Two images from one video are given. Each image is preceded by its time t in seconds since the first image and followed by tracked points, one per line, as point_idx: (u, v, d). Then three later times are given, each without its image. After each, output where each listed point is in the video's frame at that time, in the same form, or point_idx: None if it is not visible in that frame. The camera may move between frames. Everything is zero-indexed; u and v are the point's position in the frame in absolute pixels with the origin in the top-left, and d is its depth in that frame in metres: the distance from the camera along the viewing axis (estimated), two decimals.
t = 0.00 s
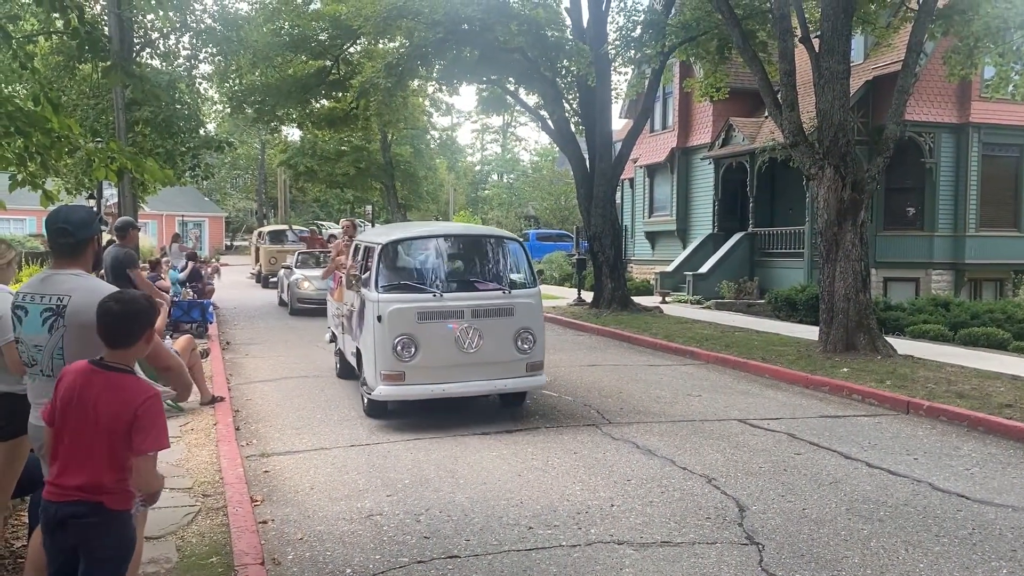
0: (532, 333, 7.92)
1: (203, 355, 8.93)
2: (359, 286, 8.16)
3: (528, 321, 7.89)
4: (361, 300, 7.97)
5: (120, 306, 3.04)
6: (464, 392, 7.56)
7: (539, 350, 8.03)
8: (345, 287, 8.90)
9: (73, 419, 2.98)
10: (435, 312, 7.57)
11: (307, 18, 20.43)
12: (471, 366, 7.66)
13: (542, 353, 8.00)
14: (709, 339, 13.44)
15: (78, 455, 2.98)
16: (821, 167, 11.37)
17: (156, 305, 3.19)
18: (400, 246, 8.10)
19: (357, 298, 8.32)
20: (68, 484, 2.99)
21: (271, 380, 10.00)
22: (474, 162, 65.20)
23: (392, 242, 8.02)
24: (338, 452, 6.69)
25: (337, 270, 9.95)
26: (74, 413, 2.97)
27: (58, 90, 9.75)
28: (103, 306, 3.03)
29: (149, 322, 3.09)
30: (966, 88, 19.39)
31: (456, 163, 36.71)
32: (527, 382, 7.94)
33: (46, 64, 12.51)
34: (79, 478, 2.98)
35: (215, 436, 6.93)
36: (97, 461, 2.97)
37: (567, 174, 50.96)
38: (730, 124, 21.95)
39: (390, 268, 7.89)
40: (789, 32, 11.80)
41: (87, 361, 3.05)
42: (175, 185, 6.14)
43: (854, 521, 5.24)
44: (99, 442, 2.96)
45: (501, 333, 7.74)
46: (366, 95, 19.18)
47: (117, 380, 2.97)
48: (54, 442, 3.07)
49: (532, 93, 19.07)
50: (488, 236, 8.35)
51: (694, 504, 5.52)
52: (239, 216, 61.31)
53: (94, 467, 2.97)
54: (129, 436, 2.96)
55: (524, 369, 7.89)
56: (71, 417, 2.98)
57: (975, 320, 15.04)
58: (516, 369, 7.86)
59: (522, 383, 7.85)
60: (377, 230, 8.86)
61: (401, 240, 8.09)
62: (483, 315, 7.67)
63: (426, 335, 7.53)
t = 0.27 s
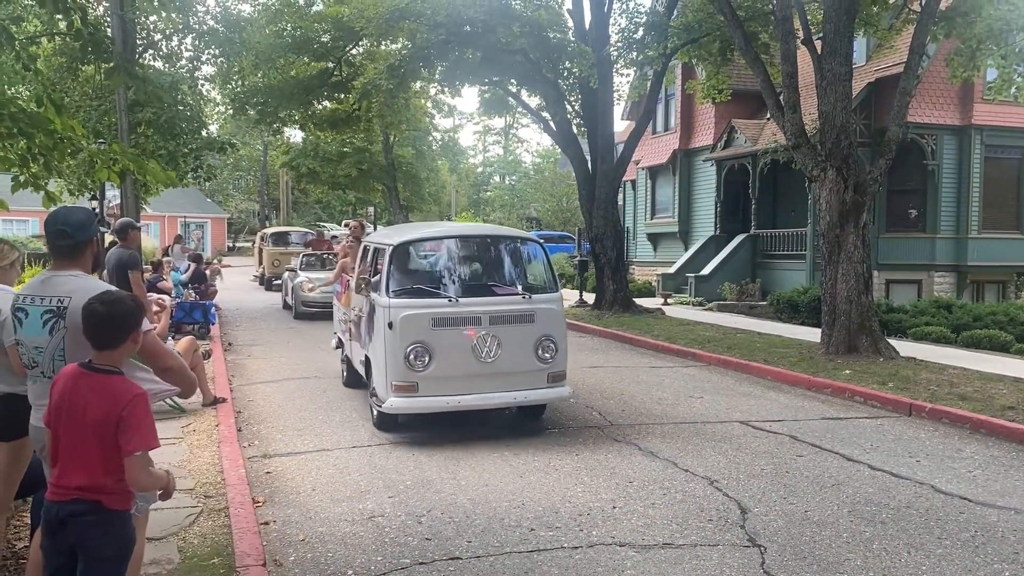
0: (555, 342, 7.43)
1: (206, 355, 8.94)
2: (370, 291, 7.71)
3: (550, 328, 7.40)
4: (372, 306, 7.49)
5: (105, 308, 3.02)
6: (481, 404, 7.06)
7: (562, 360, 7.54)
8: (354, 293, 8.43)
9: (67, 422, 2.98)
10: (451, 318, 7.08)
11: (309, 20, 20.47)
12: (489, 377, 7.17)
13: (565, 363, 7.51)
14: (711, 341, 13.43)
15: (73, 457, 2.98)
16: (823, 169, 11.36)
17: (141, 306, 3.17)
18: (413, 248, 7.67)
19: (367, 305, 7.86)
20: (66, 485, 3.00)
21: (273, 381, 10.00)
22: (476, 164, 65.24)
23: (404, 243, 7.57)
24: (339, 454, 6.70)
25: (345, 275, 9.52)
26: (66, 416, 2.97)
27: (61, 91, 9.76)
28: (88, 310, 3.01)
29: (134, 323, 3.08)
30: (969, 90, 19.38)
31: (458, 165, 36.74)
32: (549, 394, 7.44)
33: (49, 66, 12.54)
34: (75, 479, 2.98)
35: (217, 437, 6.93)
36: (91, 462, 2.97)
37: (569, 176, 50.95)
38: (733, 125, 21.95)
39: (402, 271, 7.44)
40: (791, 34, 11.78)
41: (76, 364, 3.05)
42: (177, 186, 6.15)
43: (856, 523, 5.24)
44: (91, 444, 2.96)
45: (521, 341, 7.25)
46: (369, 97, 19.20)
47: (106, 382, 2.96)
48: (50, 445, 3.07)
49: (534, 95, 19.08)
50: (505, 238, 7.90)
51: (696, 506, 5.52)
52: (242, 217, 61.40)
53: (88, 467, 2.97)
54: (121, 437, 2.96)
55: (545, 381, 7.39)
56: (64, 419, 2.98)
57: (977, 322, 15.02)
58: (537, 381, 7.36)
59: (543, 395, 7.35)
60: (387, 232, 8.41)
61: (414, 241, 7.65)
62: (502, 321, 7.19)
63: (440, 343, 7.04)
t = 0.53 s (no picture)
0: (580, 350, 6.89)
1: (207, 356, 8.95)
2: (381, 295, 7.19)
3: (575, 336, 6.87)
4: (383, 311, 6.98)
5: (83, 308, 3.00)
6: (500, 418, 6.55)
7: (587, 370, 7.01)
8: (365, 297, 7.92)
9: (51, 422, 2.99)
10: (467, 325, 6.57)
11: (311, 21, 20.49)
12: (509, 389, 6.65)
13: (590, 374, 6.98)
14: (712, 343, 13.41)
15: (58, 456, 2.99)
16: (825, 170, 11.35)
17: (121, 305, 3.15)
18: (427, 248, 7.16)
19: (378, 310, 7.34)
20: (52, 485, 3.01)
21: (275, 382, 10.00)
22: (478, 165, 65.25)
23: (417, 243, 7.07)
24: (341, 455, 6.70)
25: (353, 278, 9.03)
26: (49, 415, 2.99)
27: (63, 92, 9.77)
28: (66, 310, 3.00)
29: (114, 322, 3.07)
30: (971, 92, 19.36)
31: (460, 166, 36.76)
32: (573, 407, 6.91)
33: (52, 67, 12.55)
34: (61, 479, 2.99)
35: (219, 439, 6.93)
36: (74, 461, 2.98)
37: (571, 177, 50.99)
38: (735, 127, 21.93)
39: (415, 273, 6.93)
40: (793, 36, 11.77)
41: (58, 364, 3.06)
42: (179, 187, 6.15)
43: (857, 525, 5.23)
44: (74, 443, 2.97)
45: (543, 350, 6.72)
46: (371, 98, 19.22)
47: (86, 382, 2.96)
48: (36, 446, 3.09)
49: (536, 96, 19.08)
50: (526, 237, 7.38)
51: (698, 508, 5.51)
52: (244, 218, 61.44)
53: (72, 466, 2.98)
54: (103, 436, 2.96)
55: (569, 392, 6.87)
56: (47, 419, 3.00)
57: (979, 324, 15.00)
58: (561, 393, 6.84)
59: (567, 408, 6.82)
60: (399, 231, 7.90)
61: (428, 241, 7.14)
62: (523, 328, 6.67)
63: (456, 352, 6.53)
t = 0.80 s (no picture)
0: (608, 360, 6.35)
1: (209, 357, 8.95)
2: (392, 300, 6.64)
3: (603, 344, 6.33)
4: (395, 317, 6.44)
5: (64, 308, 2.99)
6: (523, 434, 5.99)
7: (616, 381, 6.45)
8: (375, 303, 7.37)
9: (37, 423, 3.00)
10: (488, 333, 6.02)
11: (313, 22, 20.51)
12: (533, 403, 6.10)
13: (620, 386, 6.43)
14: (714, 344, 13.40)
15: (44, 458, 2.99)
16: (827, 171, 11.34)
17: (104, 304, 3.13)
18: (442, 249, 6.64)
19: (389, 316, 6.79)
20: (41, 487, 3.02)
21: (276, 383, 10.01)
22: (480, 166, 65.25)
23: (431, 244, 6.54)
24: (343, 456, 6.70)
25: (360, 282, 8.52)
26: (35, 416, 2.99)
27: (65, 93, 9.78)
28: (47, 311, 2.99)
29: (96, 322, 3.05)
30: (973, 92, 19.33)
31: (461, 167, 36.78)
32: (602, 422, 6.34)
33: (54, 68, 12.57)
34: (48, 481, 3.00)
35: (220, 440, 6.94)
36: (60, 462, 2.98)
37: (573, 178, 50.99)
38: (736, 128, 21.93)
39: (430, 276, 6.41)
40: (795, 37, 11.74)
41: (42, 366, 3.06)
42: (181, 188, 6.15)
43: (859, 527, 5.23)
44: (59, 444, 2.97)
45: (570, 360, 6.17)
46: (373, 99, 19.21)
47: (69, 382, 2.96)
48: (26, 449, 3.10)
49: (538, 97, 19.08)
50: (548, 238, 6.85)
51: (700, 509, 5.51)
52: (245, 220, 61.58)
53: (58, 468, 2.98)
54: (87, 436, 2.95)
55: (597, 406, 6.31)
56: (33, 421, 3.00)
57: (982, 325, 14.98)
58: (588, 406, 6.28)
59: (595, 422, 6.25)
60: (412, 233, 7.36)
61: (443, 241, 6.62)
62: (548, 336, 6.13)
63: (475, 362, 5.98)
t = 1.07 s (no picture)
0: (645, 374, 5.75)
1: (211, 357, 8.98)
2: (405, 307, 6.06)
3: (638, 357, 5.73)
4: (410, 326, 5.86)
5: (55, 311, 2.98)
6: (552, 457, 5.39)
7: (652, 397, 5.85)
8: (386, 312, 6.78)
9: (27, 426, 3.00)
10: (513, 344, 5.43)
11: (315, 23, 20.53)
12: (563, 422, 5.50)
13: (656, 403, 5.82)
14: (716, 345, 13.40)
15: (35, 461, 3.00)
16: (829, 173, 11.34)
17: (96, 306, 3.13)
18: (460, 252, 6.05)
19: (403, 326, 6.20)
20: (32, 490, 3.02)
21: (278, 384, 10.01)
22: (481, 167, 65.27)
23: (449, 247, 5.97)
24: (344, 457, 6.70)
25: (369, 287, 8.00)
26: (25, 419, 3.00)
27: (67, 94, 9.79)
28: (38, 314, 2.99)
29: (86, 325, 3.04)
30: (975, 94, 19.32)
31: (463, 168, 36.80)
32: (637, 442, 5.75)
33: (56, 69, 12.60)
34: (40, 483, 3.01)
35: (222, 441, 6.94)
36: (51, 465, 2.98)
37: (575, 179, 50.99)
38: (738, 129, 21.93)
39: (448, 282, 5.83)
40: (796, 38, 11.73)
41: (32, 369, 3.06)
42: (182, 189, 6.16)
43: (861, 528, 5.23)
44: (49, 447, 2.97)
45: (603, 373, 5.59)
46: (375, 100, 19.24)
47: (59, 385, 2.96)
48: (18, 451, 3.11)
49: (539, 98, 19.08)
50: (576, 240, 6.28)
51: (701, 511, 5.50)
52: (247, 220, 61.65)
53: (49, 471, 2.99)
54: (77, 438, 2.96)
55: (633, 424, 5.71)
56: (24, 424, 3.01)
57: (984, 326, 14.97)
58: (623, 425, 5.68)
59: (631, 443, 5.65)
60: (426, 235, 6.78)
61: (462, 243, 6.04)
62: (579, 348, 5.54)
63: (498, 377, 5.39)
